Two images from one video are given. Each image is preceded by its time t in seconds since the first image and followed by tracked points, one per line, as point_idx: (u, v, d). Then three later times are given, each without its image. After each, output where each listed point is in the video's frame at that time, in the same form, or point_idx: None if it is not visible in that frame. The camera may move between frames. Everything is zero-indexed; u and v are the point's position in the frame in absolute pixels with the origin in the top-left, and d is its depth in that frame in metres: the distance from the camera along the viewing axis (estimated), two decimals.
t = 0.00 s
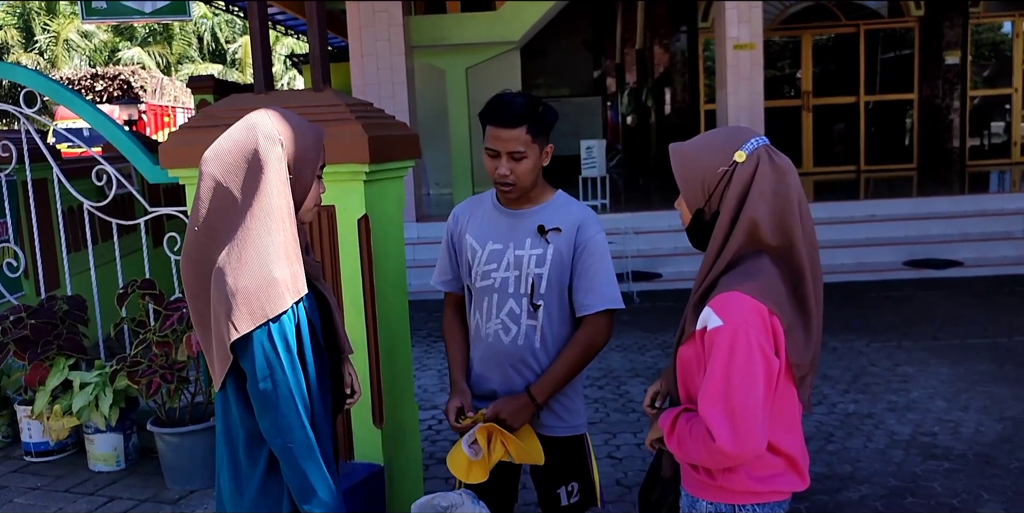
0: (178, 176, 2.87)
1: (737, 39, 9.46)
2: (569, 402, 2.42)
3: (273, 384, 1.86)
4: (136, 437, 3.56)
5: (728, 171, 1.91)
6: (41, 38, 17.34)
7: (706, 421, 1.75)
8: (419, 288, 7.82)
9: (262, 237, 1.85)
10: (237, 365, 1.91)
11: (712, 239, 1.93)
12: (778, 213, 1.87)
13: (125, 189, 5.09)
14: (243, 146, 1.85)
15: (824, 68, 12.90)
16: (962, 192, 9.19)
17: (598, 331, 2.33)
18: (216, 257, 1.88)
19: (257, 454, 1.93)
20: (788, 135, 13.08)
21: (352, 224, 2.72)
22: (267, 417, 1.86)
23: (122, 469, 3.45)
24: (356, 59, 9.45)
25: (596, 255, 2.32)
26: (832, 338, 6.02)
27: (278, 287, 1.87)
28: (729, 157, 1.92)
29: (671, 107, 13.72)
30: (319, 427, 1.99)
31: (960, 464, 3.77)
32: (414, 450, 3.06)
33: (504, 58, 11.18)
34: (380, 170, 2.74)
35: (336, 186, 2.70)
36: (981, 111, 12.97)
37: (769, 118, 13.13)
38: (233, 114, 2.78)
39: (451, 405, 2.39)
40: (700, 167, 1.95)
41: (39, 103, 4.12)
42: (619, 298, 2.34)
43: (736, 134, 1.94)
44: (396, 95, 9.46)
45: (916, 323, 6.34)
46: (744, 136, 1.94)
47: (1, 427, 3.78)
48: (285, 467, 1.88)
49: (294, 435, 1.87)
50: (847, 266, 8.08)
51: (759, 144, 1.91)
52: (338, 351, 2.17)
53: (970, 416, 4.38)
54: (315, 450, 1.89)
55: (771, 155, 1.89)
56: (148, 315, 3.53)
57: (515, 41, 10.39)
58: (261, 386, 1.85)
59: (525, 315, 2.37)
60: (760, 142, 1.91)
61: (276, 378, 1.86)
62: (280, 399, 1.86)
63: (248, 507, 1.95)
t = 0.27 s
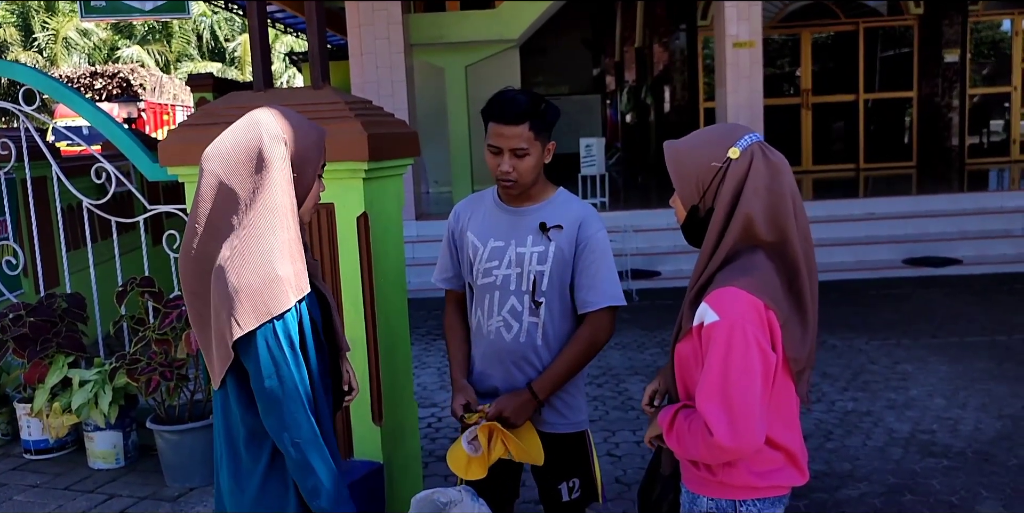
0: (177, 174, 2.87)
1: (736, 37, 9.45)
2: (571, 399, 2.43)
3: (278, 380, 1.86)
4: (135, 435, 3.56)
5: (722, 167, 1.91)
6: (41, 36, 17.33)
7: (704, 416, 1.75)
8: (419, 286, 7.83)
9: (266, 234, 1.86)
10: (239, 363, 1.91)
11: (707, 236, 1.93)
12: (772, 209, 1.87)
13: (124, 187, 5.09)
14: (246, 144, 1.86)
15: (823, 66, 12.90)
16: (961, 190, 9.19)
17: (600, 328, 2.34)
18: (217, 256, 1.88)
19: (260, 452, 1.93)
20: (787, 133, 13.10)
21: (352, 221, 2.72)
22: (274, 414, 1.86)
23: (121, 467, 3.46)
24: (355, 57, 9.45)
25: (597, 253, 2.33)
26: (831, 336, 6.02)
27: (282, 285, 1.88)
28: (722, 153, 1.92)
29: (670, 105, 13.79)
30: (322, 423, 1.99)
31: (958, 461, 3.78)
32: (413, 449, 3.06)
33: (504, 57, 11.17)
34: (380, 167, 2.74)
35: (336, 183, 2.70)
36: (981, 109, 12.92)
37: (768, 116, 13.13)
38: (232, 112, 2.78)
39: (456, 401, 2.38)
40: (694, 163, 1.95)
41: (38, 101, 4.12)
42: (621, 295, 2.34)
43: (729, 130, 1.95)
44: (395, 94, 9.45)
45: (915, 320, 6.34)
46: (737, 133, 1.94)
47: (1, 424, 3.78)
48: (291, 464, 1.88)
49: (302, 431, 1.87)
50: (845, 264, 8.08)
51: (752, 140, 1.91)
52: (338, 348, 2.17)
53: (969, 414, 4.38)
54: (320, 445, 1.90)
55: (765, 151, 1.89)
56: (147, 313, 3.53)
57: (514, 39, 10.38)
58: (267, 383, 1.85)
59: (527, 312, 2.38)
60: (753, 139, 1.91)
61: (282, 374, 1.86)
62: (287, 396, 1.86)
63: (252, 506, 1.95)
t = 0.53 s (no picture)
0: (178, 172, 2.87)
1: (737, 35, 9.44)
2: (575, 397, 2.43)
3: (281, 379, 1.86)
4: (136, 433, 3.56)
5: (719, 166, 1.91)
6: (41, 34, 17.32)
7: (704, 414, 1.76)
8: (419, 285, 7.83)
9: (270, 233, 1.86)
10: (241, 362, 1.91)
11: (707, 234, 1.93)
12: (770, 207, 1.87)
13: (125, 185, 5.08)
14: (248, 144, 1.85)
15: (824, 65, 12.90)
16: (961, 189, 9.19)
17: (603, 325, 2.34)
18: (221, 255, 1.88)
19: (261, 452, 1.93)
20: (787, 132, 13.10)
21: (353, 220, 2.72)
22: (276, 411, 1.86)
23: (122, 465, 3.46)
24: (356, 55, 9.44)
25: (599, 251, 2.34)
26: (832, 334, 6.02)
27: (287, 283, 1.89)
28: (720, 151, 1.92)
29: (670, 104, 13.79)
30: (323, 421, 2.00)
31: (959, 460, 3.78)
32: (413, 447, 3.06)
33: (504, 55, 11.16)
34: (381, 165, 2.74)
35: (338, 181, 2.70)
36: (981, 109, 12.89)
37: (769, 115, 13.11)
38: (233, 110, 2.78)
39: (465, 399, 2.38)
40: (692, 161, 1.95)
41: (39, 99, 4.11)
42: (624, 292, 2.35)
43: (727, 128, 1.94)
44: (396, 92, 9.46)
45: (915, 320, 6.34)
46: (735, 131, 1.94)
47: (2, 422, 3.78)
48: (292, 463, 1.88)
49: (306, 429, 1.87)
50: (846, 263, 8.08)
51: (750, 139, 1.91)
52: (340, 347, 2.18)
53: (969, 413, 4.38)
54: (321, 444, 1.90)
55: (762, 149, 1.89)
56: (148, 311, 3.53)
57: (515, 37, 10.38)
58: (269, 382, 1.85)
59: (530, 310, 2.38)
60: (751, 137, 1.91)
61: (284, 372, 1.87)
62: (288, 394, 1.86)
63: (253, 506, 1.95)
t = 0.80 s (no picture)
0: (180, 171, 2.87)
1: (738, 35, 9.44)
2: (580, 396, 2.44)
3: (282, 378, 1.86)
4: (138, 432, 3.56)
5: (721, 165, 1.92)
6: (43, 33, 17.33)
7: (705, 413, 1.76)
8: (421, 284, 7.84)
9: (271, 232, 1.86)
10: (243, 361, 1.91)
11: (709, 234, 1.93)
12: (773, 207, 1.87)
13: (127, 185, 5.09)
14: (248, 143, 1.86)
15: (825, 65, 12.89)
16: (963, 188, 9.18)
17: (608, 324, 2.35)
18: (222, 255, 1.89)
19: (263, 451, 1.93)
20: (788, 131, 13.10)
21: (355, 219, 2.72)
22: (277, 410, 1.86)
23: (124, 464, 3.46)
24: (357, 54, 9.45)
25: (605, 250, 2.34)
26: (833, 334, 6.02)
27: (288, 281, 1.89)
28: (722, 151, 1.92)
29: (672, 103, 13.80)
30: (325, 420, 1.99)
31: (960, 459, 3.78)
32: (415, 446, 3.06)
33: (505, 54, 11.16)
34: (383, 164, 2.74)
35: (340, 181, 2.70)
36: (983, 108, 12.86)
37: (770, 114, 13.10)
38: (235, 109, 2.78)
39: (473, 396, 2.38)
40: (695, 161, 1.96)
41: (42, 98, 4.12)
42: (628, 290, 2.36)
43: (730, 128, 1.94)
44: (397, 91, 9.48)
45: (917, 319, 6.33)
46: (737, 131, 1.94)
47: (4, 421, 3.79)
48: (293, 462, 1.87)
49: (307, 427, 1.87)
50: (847, 262, 8.07)
51: (753, 138, 1.91)
52: (342, 346, 2.18)
53: (971, 412, 4.38)
54: (323, 444, 1.90)
55: (765, 149, 1.89)
56: (151, 310, 3.54)
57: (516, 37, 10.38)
58: (271, 381, 1.85)
59: (535, 309, 2.38)
60: (753, 137, 1.91)
61: (286, 371, 1.87)
62: (290, 393, 1.86)
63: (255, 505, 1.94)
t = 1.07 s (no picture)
0: (182, 170, 2.87)
1: (740, 35, 9.44)
2: (585, 395, 2.45)
3: (284, 377, 1.86)
4: (140, 432, 3.56)
5: (725, 165, 1.92)
6: (44, 33, 17.36)
7: (708, 413, 1.76)
8: (421, 284, 7.84)
9: (271, 232, 1.86)
10: (245, 361, 1.91)
11: (713, 234, 1.93)
12: (776, 207, 1.87)
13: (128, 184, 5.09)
14: (247, 143, 1.85)
15: (827, 65, 12.89)
16: (964, 189, 9.18)
17: (616, 322, 2.34)
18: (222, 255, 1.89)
19: (266, 450, 1.93)
20: (790, 131, 13.10)
21: (357, 219, 2.72)
22: (279, 409, 1.86)
23: (126, 463, 3.46)
24: (359, 54, 9.45)
25: (611, 249, 2.35)
26: (835, 334, 6.02)
27: (289, 282, 1.89)
28: (726, 152, 1.92)
29: (673, 103, 13.64)
30: (327, 420, 1.99)
31: (962, 460, 3.78)
32: (417, 447, 3.05)
33: (507, 55, 11.16)
34: (385, 164, 2.73)
35: (343, 181, 2.70)
36: (984, 109, 12.84)
37: (772, 114, 13.10)
38: (237, 109, 2.78)
39: (486, 366, 2.36)
40: (699, 161, 1.96)
41: (43, 98, 4.11)
42: (635, 288, 2.36)
43: (734, 129, 1.94)
44: (398, 91, 9.48)
45: (919, 320, 6.33)
46: (742, 131, 1.93)
47: (5, 421, 3.79)
48: (296, 461, 1.87)
49: (309, 427, 1.87)
50: (849, 263, 8.07)
51: (757, 139, 1.90)
52: (344, 345, 2.18)
53: (973, 413, 4.38)
54: (325, 443, 1.89)
55: (769, 149, 1.88)
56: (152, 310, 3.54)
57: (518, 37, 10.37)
58: (273, 381, 1.85)
59: (542, 310, 2.38)
60: (757, 137, 1.90)
61: (287, 371, 1.87)
62: (291, 392, 1.86)
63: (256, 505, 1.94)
